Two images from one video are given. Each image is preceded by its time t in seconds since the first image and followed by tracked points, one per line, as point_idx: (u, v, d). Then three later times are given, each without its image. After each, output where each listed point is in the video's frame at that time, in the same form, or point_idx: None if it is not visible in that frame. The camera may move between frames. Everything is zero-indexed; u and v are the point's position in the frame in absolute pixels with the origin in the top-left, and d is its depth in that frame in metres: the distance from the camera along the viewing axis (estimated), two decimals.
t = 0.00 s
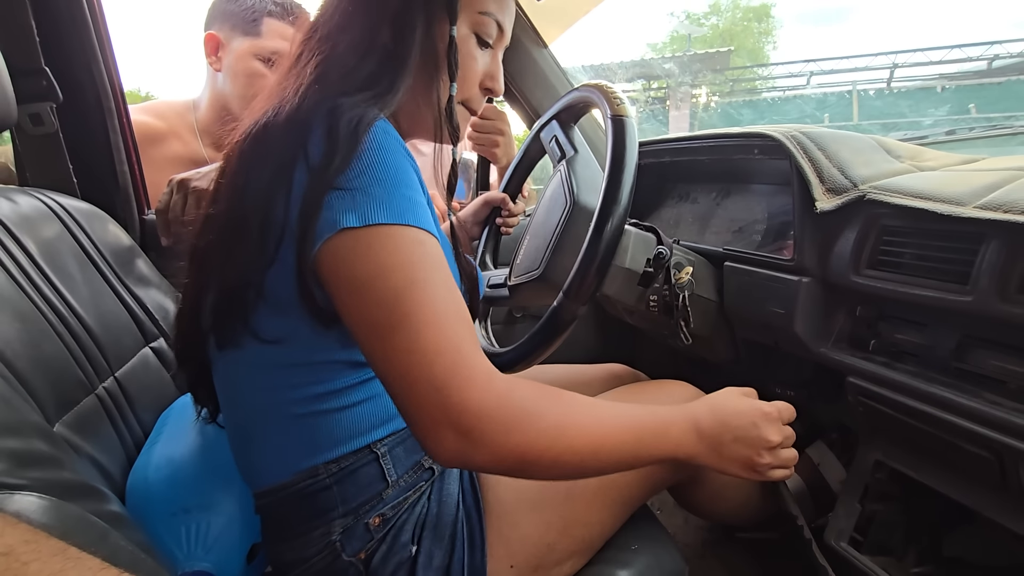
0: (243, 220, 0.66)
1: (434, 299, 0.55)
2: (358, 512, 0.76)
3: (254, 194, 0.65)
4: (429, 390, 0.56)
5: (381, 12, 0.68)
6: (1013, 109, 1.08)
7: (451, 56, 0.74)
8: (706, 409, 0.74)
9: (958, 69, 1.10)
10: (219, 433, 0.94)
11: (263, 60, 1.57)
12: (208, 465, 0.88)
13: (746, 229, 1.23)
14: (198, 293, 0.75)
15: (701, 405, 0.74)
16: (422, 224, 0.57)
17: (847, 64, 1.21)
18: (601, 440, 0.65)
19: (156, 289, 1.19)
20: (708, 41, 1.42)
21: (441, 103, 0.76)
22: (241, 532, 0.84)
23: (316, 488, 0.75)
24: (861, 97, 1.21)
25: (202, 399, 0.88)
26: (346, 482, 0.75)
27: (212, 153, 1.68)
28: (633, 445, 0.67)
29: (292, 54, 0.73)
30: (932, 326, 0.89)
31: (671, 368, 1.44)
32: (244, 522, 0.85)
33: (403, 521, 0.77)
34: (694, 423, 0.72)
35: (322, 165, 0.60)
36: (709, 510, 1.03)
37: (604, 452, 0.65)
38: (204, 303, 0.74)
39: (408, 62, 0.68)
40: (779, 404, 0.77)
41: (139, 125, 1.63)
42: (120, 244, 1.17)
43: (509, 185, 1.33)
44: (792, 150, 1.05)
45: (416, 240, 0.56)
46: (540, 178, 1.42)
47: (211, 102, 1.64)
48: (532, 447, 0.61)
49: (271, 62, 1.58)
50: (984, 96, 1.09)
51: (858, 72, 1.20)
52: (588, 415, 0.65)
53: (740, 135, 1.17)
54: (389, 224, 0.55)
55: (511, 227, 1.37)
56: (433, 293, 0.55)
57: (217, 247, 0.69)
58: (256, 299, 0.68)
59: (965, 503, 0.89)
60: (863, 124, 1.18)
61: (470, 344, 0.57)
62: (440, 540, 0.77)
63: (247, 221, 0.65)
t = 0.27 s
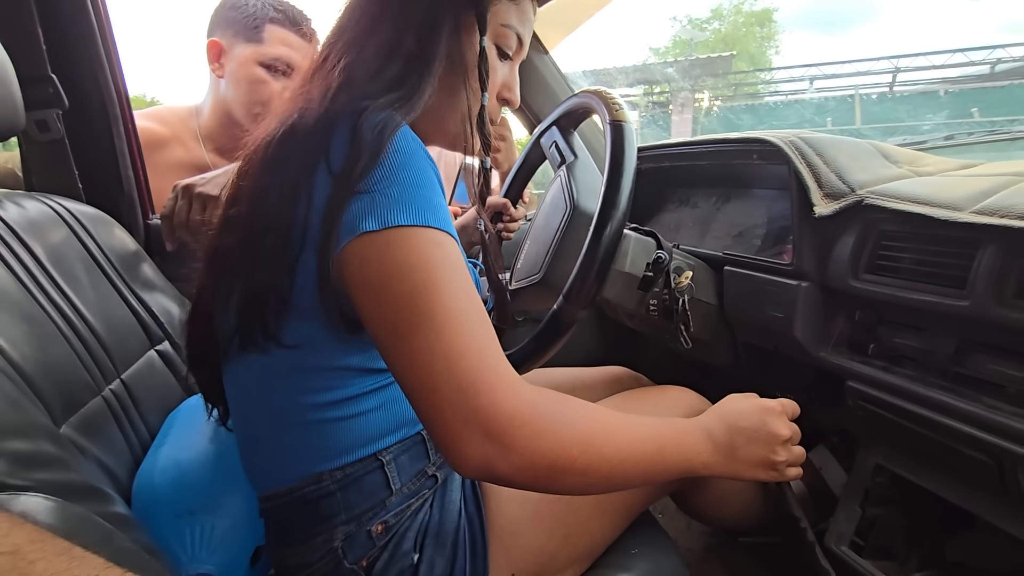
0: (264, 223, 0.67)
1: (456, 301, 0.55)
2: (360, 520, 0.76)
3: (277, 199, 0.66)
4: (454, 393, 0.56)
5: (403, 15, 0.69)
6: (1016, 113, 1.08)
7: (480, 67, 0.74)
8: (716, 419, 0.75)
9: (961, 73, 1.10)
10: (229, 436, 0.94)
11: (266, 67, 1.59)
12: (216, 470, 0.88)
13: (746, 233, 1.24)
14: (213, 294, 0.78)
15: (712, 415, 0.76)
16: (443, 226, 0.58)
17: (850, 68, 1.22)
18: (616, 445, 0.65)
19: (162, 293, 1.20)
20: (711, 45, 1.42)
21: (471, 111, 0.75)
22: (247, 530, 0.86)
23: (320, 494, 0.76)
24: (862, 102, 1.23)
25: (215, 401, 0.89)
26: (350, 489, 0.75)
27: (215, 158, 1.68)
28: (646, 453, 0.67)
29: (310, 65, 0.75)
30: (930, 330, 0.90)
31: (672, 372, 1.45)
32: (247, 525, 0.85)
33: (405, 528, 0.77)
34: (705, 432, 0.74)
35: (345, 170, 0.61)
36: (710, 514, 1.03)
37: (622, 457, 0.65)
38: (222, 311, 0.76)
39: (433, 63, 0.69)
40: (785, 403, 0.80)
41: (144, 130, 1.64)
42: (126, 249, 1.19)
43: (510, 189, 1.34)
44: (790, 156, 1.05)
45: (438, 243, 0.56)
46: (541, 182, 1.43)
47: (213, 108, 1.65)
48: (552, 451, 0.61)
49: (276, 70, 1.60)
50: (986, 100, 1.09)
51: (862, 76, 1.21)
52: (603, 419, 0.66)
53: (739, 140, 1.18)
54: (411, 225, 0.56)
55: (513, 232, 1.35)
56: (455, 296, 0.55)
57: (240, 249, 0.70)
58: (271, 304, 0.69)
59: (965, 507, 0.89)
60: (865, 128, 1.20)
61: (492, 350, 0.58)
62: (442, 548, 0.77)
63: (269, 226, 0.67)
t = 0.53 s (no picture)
0: (266, 227, 0.67)
1: (455, 302, 0.56)
2: (368, 519, 0.76)
3: (279, 202, 0.66)
4: (455, 393, 0.56)
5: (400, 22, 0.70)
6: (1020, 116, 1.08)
7: (476, 72, 0.74)
8: (722, 421, 0.76)
9: (965, 76, 1.10)
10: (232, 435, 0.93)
11: (272, 70, 1.59)
12: (222, 468, 0.88)
13: (751, 236, 1.24)
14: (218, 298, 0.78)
15: (718, 416, 0.76)
16: (443, 228, 0.58)
17: (852, 71, 1.23)
18: (618, 446, 0.65)
19: (169, 295, 1.20)
20: (714, 49, 1.39)
21: (466, 115, 0.76)
22: (252, 530, 0.86)
23: (327, 493, 0.76)
24: (866, 105, 1.23)
25: (219, 401, 0.88)
26: (358, 488, 0.76)
27: (222, 161, 1.69)
28: (649, 454, 0.68)
29: (309, 70, 0.76)
30: (936, 332, 0.90)
31: (677, 375, 1.45)
32: (254, 525, 0.85)
33: (412, 527, 0.78)
34: (711, 434, 0.74)
35: (345, 174, 0.61)
36: (716, 516, 1.03)
37: (623, 457, 0.66)
38: (225, 312, 0.76)
39: (430, 68, 0.70)
40: (790, 404, 0.80)
41: (149, 133, 1.65)
42: (134, 251, 1.19)
43: (515, 191, 1.34)
44: (795, 158, 1.05)
45: (436, 244, 0.57)
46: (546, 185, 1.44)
47: (220, 110, 1.67)
48: (553, 451, 0.62)
49: (282, 72, 1.60)
50: (990, 103, 1.10)
51: (861, 79, 1.22)
52: (604, 418, 0.66)
53: (743, 143, 1.18)
54: (411, 226, 0.56)
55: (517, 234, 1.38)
56: (454, 297, 0.56)
57: (241, 253, 0.70)
58: (275, 306, 0.69)
59: (973, 510, 0.89)
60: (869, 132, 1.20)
61: (492, 350, 0.58)
62: (448, 546, 0.78)
63: (270, 229, 0.67)
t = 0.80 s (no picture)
0: (264, 228, 0.67)
1: (451, 298, 0.56)
2: (367, 520, 0.76)
3: (277, 203, 0.66)
4: (450, 390, 0.56)
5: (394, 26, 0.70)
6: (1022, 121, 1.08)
7: (466, 75, 0.74)
8: (725, 426, 0.75)
9: (968, 80, 1.10)
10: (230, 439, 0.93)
11: (272, 72, 1.61)
12: (218, 472, 0.88)
13: (753, 239, 1.24)
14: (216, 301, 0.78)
15: (718, 421, 0.76)
16: (438, 227, 0.59)
17: (853, 76, 1.21)
18: (615, 446, 0.65)
19: (170, 298, 1.21)
20: (715, 52, 1.39)
21: (456, 118, 0.77)
22: (249, 539, 0.84)
23: (325, 495, 0.76)
24: (868, 109, 1.24)
25: (215, 404, 0.89)
26: (356, 489, 0.76)
27: (221, 162, 1.73)
28: (647, 455, 0.67)
29: (304, 74, 0.76)
30: (940, 335, 0.90)
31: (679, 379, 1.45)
32: (251, 528, 0.85)
33: (411, 528, 0.78)
34: (712, 438, 0.74)
35: (342, 175, 0.61)
36: (718, 520, 1.03)
37: (620, 457, 0.65)
38: (223, 314, 0.76)
39: (423, 72, 0.71)
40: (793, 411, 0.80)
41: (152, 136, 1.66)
42: (134, 254, 1.19)
43: (518, 195, 1.34)
44: (798, 162, 1.05)
45: (433, 241, 0.57)
46: (548, 189, 1.44)
47: (221, 113, 1.69)
48: (549, 449, 0.61)
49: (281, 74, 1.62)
50: (993, 106, 1.10)
51: (867, 83, 1.21)
52: (600, 417, 0.66)
53: (746, 147, 1.18)
54: (408, 224, 0.56)
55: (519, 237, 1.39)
56: (450, 293, 0.56)
57: (239, 255, 0.70)
58: (275, 308, 0.69)
59: (977, 514, 0.89)
60: (871, 137, 1.23)
61: (488, 347, 0.58)
62: (448, 548, 0.77)
63: (268, 230, 0.67)
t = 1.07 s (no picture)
0: (267, 223, 0.68)
1: (453, 295, 0.56)
2: (363, 525, 0.76)
3: (280, 197, 0.67)
4: (450, 385, 0.56)
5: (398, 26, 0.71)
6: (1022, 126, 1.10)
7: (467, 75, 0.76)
8: (721, 438, 0.76)
9: (969, 83, 1.10)
10: (229, 443, 0.93)
11: (272, 76, 1.62)
12: (218, 476, 0.88)
13: (755, 244, 1.25)
14: (217, 304, 0.78)
15: (714, 431, 0.77)
16: (441, 221, 0.59)
17: (855, 80, 1.21)
18: (611, 450, 0.65)
19: (173, 302, 1.21)
20: (717, 56, 1.39)
21: (460, 118, 0.78)
22: (249, 544, 0.85)
23: (322, 499, 0.76)
24: (871, 113, 1.23)
25: (214, 405, 0.90)
26: (353, 493, 0.76)
27: (222, 167, 1.73)
28: (645, 459, 0.67)
29: (309, 74, 0.76)
30: (942, 341, 0.90)
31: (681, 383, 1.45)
32: (250, 533, 0.85)
33: (408, 533, 0.78)
34: (711, 452, 0.74)
35: (346, 167, 0.62)
36: (718, 525, 1.03)
37: (617, 459, 0.65)
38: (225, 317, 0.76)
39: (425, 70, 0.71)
40: (787, 416, 0.82)
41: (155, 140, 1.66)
42: (139, 260, 1.20)
43: (520, 200, 1.34)
44: (800, 167, 1.05)
45: (435, 237, 0.57)
46: (550, 193, 1.44)
47: (220, 118, 1.68)
48: (545, 449, 0.62)
49: (281, 78, 1.63)
50: (996, 110, 1.11)
51: (870, 88, 1.20)
52: (597, 419, 0.66)
53: (748, 153, 1.18)
54: (412, 217, 0.57)
55: (522, 239, 1.39)
56: (451, 289, 0.56)
57: (241, 248, 0.71)
58: (276, 303, 0.69)
59: (979, 519, 0.89)
60: (872, 141, 1.23)
61: (487, 346, 0.58)
62: (447, 552, 0.77)
63: (273, 224, 0.68)
